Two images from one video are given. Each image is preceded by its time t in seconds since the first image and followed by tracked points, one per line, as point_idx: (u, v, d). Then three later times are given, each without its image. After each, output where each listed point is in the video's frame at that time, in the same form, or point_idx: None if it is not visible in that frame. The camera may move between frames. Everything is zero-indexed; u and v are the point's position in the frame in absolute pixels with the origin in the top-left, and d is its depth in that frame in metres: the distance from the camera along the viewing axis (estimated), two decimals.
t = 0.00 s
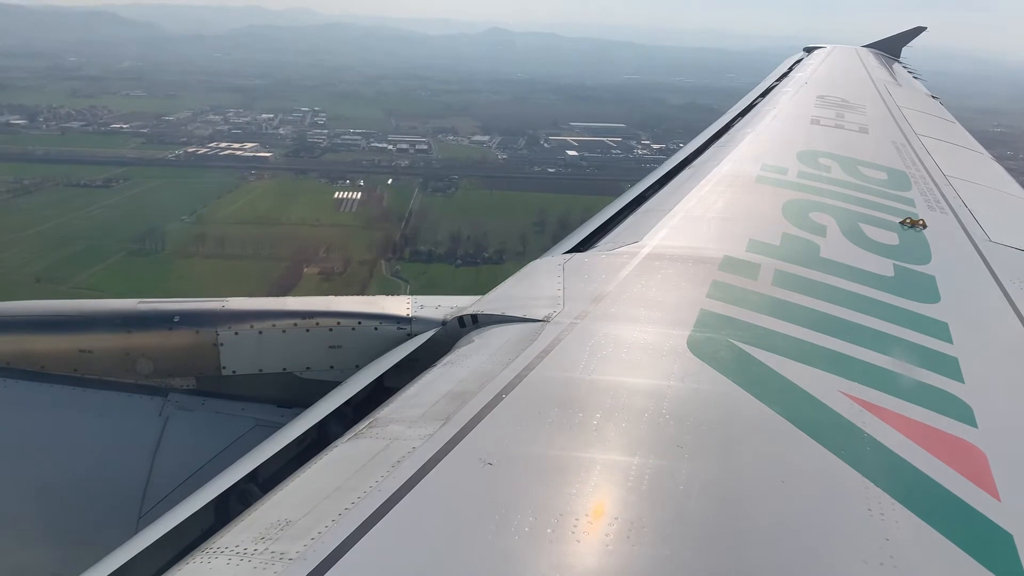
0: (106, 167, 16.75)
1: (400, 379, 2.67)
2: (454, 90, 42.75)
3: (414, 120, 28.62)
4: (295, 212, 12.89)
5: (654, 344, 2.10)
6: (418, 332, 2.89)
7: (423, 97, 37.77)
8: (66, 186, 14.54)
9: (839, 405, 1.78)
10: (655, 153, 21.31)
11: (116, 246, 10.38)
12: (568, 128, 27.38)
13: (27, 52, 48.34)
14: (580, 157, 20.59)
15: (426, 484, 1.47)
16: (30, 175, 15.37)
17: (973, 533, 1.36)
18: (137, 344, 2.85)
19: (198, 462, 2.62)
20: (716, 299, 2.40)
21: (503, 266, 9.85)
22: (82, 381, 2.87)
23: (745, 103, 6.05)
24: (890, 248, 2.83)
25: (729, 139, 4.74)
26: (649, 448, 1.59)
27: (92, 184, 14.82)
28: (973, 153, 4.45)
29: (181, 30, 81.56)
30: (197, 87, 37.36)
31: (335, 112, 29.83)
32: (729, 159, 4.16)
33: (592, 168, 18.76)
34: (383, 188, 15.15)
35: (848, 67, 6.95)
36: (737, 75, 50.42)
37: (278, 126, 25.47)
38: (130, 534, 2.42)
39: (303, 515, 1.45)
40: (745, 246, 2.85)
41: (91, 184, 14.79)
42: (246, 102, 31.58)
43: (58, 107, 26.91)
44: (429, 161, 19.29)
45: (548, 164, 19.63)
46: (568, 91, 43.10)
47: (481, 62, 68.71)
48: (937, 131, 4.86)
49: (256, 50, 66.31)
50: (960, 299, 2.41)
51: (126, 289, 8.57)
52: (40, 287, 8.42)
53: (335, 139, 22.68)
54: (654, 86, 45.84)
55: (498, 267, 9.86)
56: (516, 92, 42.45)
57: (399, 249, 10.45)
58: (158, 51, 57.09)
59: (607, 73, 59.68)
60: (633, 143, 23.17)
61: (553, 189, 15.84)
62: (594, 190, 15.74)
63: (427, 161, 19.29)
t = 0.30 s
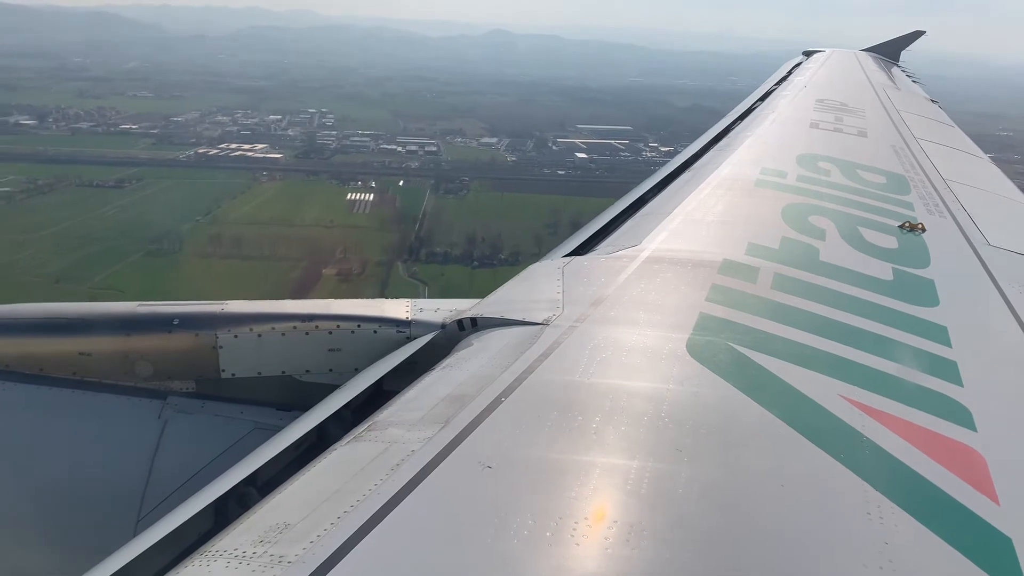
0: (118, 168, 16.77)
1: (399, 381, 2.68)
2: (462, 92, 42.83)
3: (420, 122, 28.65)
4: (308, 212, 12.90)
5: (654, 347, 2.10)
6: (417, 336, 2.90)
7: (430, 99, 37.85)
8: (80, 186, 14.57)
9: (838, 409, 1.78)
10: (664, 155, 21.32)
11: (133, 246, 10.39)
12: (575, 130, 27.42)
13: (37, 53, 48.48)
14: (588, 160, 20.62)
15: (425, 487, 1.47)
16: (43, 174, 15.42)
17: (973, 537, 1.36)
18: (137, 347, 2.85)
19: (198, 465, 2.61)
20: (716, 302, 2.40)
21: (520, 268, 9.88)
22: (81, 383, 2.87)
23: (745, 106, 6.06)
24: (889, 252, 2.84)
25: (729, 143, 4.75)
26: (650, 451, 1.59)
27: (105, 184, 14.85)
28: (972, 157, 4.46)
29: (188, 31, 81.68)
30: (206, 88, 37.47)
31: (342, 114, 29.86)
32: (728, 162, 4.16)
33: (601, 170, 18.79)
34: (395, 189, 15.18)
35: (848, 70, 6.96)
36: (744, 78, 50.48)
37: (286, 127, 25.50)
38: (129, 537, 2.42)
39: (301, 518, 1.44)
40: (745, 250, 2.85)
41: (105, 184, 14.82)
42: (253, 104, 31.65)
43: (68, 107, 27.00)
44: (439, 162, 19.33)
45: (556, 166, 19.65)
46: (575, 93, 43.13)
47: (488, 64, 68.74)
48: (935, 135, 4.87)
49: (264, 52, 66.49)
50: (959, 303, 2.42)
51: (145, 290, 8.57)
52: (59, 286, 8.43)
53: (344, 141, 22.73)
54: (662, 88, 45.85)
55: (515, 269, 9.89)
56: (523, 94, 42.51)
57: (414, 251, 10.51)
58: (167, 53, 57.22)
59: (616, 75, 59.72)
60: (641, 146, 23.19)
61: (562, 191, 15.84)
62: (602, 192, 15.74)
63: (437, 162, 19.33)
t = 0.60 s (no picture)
0: (131, 165, 16.81)
1: (398, 386, 2.67)
2: (471, 91, 42.85)
3: (428, 121, 28.63)
4: (324, 210, 12.92)
5: (653, 352, 2.10)
6: (417, 339, 2.89)
7: (440, 97, 37.89)
8: (93, 183, 14.59)
9: (838, 413, 1.78)
10: (675, 154, 21.28)
11: (152, 242, 10.41)
12: (583, 130, 27.39)
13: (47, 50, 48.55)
14: (599, 159, 20.61)
15: (424, 492, 1.46)
16: (58, 171, 15.47)
17: (975, 543, 1.35)
18: (135, 350, 2.85)
19: (197, 469, 2.61)
20: (716, 306, 2.40)
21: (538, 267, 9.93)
22: (80, 386, 2.87)
23: (745, 110, 6.06)
24: (888, 256, 2.84)
25: (729, 146, 4.75)
26: (650, 456, 1.58)
27: (119, 181, 14.87)
28: (972, 161, 4.47)
29: (194, 29, 81.73)
30: (216, 85, 37.54)
31: (349, 113, 29.86)
32: (728, 167, 4.16)
33: (612, 170, 18.77)
34: (408, 188, 15.20)
35: (847, 75, 6.98)
36: (754, 79, 50.53)
37: (295, 125, 25.51)
38: (127, 542, 2.41)
39: (300, 523, 1.44)
40: (745, 254, 2.85)
41: (118, 181, 14.85)
42: (262, 102, 31.67)
43: (80, 104, 27.09)
44: (450, 161, 19.33)
45: (567, 165, 19.65)
46: (583, 92, 43.10)
47: (495, 63, 68.59)
48: (935, 140, 4.87)
49: (272, 51, 66.59)
50: (959, 307, 2.41)
51: (168, 287, 8.60)
52: (83, 284, 8.47)
53: (354, 139, 22.75)
54: (672, 88, 45.84)
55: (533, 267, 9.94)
56: (533, 93, 42.51)
57: (432, 249, 10.56)
58: (177, 51, 57.33)
59: (625, 74, 59.60)
60: (651, 145, 23.15)
61: (572, 190, 15.84)
62: (612, 192, 15.73)
63: (448, 161, 19.33)
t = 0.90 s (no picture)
0: (144, 162, 16.87)
1: (399, 387, 2.67)
2: (479, 89, 42.87)
3: (436, 118, 28.63)
4: (339, 208, 12.97)
5: (654, 352, 2.10)
6: (418, 339, 2.90)
7: (448, 95, 37.90)
8: (107, 180, 14.64)
9: (839, 413, 1.78)
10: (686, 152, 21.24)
11: (171, 239, 10.43)
12: (592, 128, 27.37)
13: (57, 46, 48.64)
14: (609, 157, 20.59)
15: (425, 493, 1.46)
16: (73, 168, 15.54)
17: (976, 543, 1.34)
18: (137, 351, 2.85)
19: (198, 469, 2.61)
20: (717, 306, 2.40)
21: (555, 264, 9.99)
22: (82, 387, 2.87)
23: (745, 111, 6.06)
24: (889, 256, 2.83)
25: (729, 147, 4.75)
26: (651, 456, 1.58)
27: (133, 177, 14.93)
28: (972, 161, 4.46)
29: (199, 27, 81.73)
30: (226, 82, 37.63)
31: (357, 110, 29.87)
32: (728, 167, 4.16)
33: (623, 168, 18.76)
34: (421, 185, 15.24)
35: (847, 75, 6.97)
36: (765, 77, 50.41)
37: (304, 122, 25.55)
38: (129, 542, 2.41)
39: (301, 523, 1.44)
40: (745, 254, 2.86)
41: (132, 178, 14.89)
42: (271, 99, 31.73)
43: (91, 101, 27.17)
44: (460, 158, 19.34)
45: (578, 163, 19.63)
46: (592, 90, 43.09)
47: (504, 61, 68.37)
48: (935, 140, 4.87)
49: (280, 48, 66.66)
50: (960, 306, 2.41)
51: (191, 283, 8.64)
52: (105, 282, 8.51)
53: (364, 137, 22.77)
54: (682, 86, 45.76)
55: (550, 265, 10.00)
56: (542, 91, 42.51)
57: (449, 246, 10.64)
58: (186, 48, 57.43)
59: (635, 72, 59.48)
60: (660, 144, 23.13)
61: (583, 188, 15.82)
62: (623, 190, 15.70)
63: (459, 158, 19.34)
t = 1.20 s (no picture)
0: (158, 160, 16.94)
1: (400, 382, 2.67)
2: (488, 89, 42.89)
3: (445, 118, 28.64)
4: (354, 207, 13.04)
5: (656, 348, 2.10)
6: (419, 336, 2.91)
7: (458, 95, 37.94)
8: (121, 179, 14.71)
9: (840, 409, 1.78)
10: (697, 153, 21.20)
11: (188, 239, 10.44)
12: (600, 128, 27.36)
13: (69, 46, 48.89)
14: (620, 157, 20.58)
15: (426, 488, 1.47)
16: (88, 167, 15.64)
17: (975, 539, 1.35)
18: (139, 347, 2.86)
19: (200, 465, 2.62)
20: (718, 303, 2.40)
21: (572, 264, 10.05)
22: (85, 383, 2.88)
23: (746, 108, 6.06)
24: (891, 253, 2.83)
25: (730, 144, 4.75)
26: (653, 452, 1.59)
27: (147, 176, 15.00)
28: (973, 158, 4.46)
29: (207, 27, 81.94)
30: (236, 81, 37.73)
31: (367, 110, 29.91)
32: (729, 164, 4.16)
33: (634, 169, 18.75)
34: (434, 185, 15.29)
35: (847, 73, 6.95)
36: (776, 79, 50.32)
37: (314, 122, 25.60)
38: (132, 537, 2.42)
39: (304, 518, 1.45)
40: (746, 251, 2.86)
41: (146, 177, 14.95)
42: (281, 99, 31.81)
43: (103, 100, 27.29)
44: (472, 158, 19.36)
45: (589, 163, 19.64)
46: (601, 91, 43.10)
47: (514, 61, 68.30)
48: (936, 137, 4.87)
49: (289, 48, 66.81)
50: (961, 303, 2.42)
51: (211, 283, 8.67)
52: (126, 281, 8.53)
53: (375, 136, 22.81)
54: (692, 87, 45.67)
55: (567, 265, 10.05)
56: (552, 91, 42.50)
57: (467, 245, 10.72)
58: (196, 47, 57.60)
59: (646, 73, 59.36)
60: (670, 145, 23.09)
61: (595, 189, 15.82)
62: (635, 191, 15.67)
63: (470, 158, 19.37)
